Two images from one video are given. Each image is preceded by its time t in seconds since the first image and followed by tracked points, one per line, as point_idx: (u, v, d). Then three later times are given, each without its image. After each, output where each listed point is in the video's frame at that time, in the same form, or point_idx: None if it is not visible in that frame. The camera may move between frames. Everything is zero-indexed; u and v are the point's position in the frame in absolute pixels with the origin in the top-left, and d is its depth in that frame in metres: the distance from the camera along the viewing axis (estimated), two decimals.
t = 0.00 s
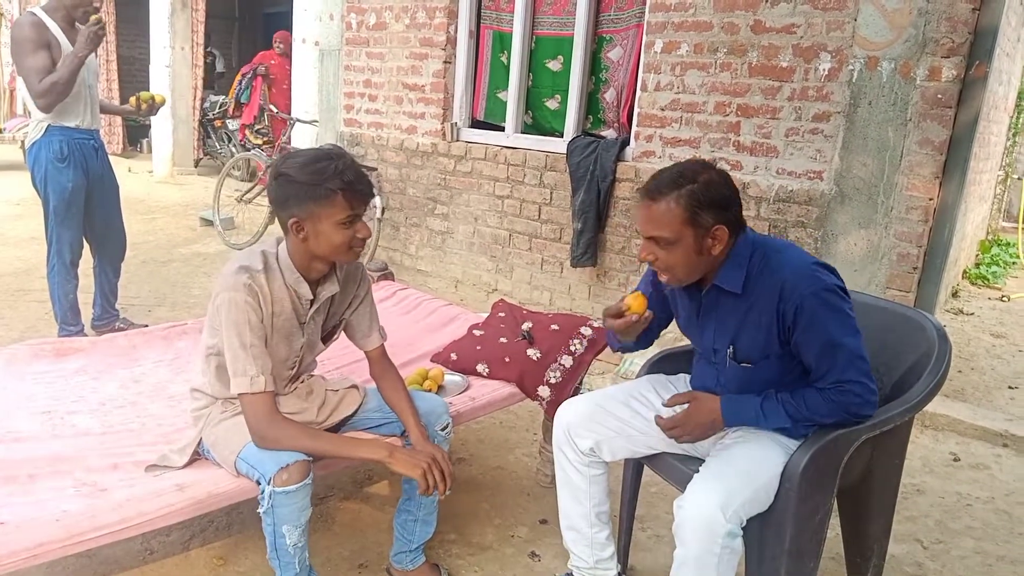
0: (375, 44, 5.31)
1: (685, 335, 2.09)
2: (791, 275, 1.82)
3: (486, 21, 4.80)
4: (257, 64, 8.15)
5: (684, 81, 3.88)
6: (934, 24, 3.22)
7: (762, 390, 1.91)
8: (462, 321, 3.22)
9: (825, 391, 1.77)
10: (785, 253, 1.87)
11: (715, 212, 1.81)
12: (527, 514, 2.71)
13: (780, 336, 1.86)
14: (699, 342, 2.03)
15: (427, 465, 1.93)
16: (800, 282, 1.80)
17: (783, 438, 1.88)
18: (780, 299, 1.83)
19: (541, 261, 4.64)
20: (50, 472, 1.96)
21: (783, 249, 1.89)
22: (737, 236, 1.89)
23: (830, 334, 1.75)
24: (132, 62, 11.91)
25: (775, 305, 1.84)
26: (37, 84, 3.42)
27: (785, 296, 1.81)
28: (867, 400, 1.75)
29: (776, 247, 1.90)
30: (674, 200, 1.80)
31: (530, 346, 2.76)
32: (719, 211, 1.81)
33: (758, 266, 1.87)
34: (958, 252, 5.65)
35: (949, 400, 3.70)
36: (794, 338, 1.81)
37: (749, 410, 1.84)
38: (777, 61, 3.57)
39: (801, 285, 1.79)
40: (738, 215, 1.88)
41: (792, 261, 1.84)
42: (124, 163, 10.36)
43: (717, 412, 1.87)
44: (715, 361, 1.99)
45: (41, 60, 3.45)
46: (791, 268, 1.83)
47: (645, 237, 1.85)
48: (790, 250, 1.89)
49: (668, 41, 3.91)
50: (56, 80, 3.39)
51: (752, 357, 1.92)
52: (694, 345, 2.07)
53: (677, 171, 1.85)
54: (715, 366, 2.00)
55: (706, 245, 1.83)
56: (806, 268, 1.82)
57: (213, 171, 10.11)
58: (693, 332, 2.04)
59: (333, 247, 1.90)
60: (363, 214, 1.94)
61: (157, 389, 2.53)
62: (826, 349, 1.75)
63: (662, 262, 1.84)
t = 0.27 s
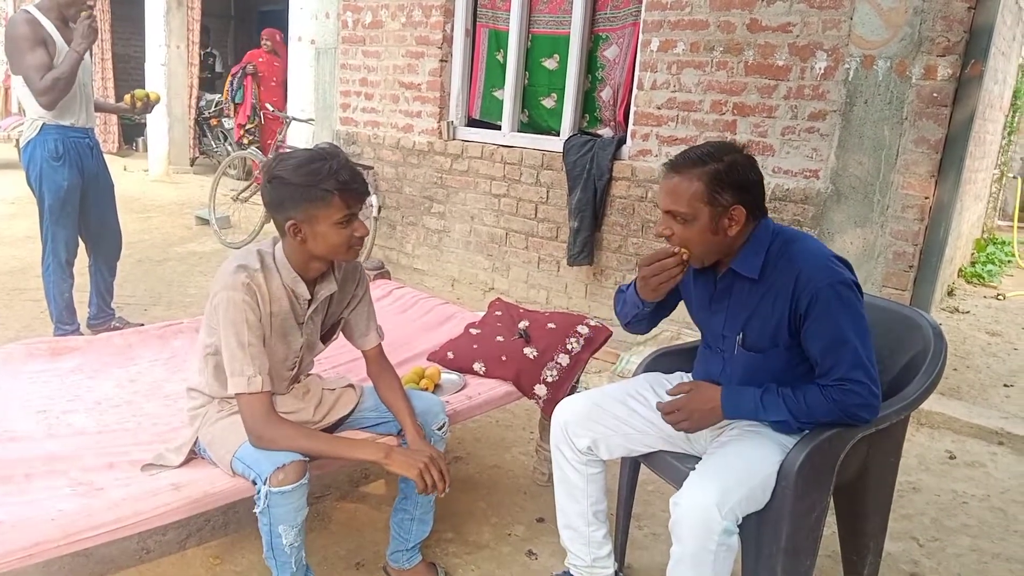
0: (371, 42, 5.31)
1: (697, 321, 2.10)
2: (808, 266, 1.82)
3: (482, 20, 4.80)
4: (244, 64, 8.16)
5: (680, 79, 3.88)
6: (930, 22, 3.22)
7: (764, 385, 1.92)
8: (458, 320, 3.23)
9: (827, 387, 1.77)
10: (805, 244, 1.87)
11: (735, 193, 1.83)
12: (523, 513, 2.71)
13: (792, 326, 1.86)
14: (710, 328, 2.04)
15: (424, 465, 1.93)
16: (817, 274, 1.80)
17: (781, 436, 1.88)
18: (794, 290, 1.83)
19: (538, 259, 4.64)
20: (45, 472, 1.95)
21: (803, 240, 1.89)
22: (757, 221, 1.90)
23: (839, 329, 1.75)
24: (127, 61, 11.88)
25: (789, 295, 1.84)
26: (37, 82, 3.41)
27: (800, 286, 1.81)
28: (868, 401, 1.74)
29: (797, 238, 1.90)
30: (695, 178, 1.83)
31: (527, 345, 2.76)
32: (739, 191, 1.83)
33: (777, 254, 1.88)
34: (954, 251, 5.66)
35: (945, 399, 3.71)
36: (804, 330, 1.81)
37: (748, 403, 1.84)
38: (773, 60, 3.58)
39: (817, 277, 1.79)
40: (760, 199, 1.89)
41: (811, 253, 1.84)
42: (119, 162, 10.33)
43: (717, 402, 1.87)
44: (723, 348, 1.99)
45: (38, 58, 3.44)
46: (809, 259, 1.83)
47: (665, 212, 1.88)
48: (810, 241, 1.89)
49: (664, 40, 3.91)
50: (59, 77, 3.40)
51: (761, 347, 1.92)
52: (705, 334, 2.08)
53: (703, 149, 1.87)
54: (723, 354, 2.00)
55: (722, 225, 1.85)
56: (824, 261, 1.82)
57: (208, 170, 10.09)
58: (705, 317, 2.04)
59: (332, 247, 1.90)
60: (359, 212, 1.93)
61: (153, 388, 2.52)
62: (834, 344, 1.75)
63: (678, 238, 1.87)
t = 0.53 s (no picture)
0: (371, 40, 5.30)
1: (704, 315, 2.09)
2: (821, 261, 1.82)
3: (482, 18, 4.80)
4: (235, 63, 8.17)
5: (680, 78, 3.88)
6: (930, 21, 3.21)
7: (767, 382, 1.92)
8: (457, 318, 3.23)
9: (831, 384, 1.77)
10: (819, 239, 1.87)
11: (757, 187, 1.83)
12: (523, 511, 2.71)
13: (801, 321, 1.85)
14: (717, 322, 2.03)
15: (423, 463, 1.93)
16: (829, 270, 1.80)
17: (781, 434, 1.88)
18: (806, 285, 1.83)
19: (537, 257, 4.64)
20: (45, 469, 1.95)
21: (817, 236, 1.89)
22: (775, 218, 1.90)
23: (848, 327, 1.75)
24: (127, 58, 11.86)
25: (801, 289, 1.84)
26: (34, 79, 3.41)
27: (812, 281, 1.81)
28: (870, 401, 1.74)
29: (812, 234, 1.90)
30: (718, 169, 1.83)
31: (526, 343, 2.76)
32: (761, 186, 1.83)
33: (792, 249, 1.87)
34: (953, 249, 5.66)
35: (944, 397, 3.71)
36: (813, 326, 1.81)
37: (749, 400, 1.84)
38: (773, 58, 3.58)
39: (830, 272, 1.79)
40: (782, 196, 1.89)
41: (825, 249, 1.84)
42: (119, 159, 10.33)
43: (718, 399, 1.87)
44: (729, 342, 1.99)
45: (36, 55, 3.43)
46: (823, 255, 1.83)
47: (683, 201, 1.88)
48: (824, 238, 1.89)
49: (664, 38, 3.91)
50: (54, 74, 3.39)
51: (769, 342, 1.91)
52: (710, 328, 2.07)
53: (728, 141, 1.87)
54: (728, 348, 2.00)
55: (740, 219, 1.85)
56: (838, 257, 1.82)
57: (208, 168, 10.08)
58: (713, 311, 2.04)
59: (333, 243, 1.90)
60: (359, 209, 1.93)
61: (153, 385, 2.52)
62: (842, 341, 1.75)
63: (694, 229, 1.87)
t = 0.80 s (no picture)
0: (371, 37, 5.29)
1: (705, 311, 2.09)
2: (823, 259, 1.82)
3: (481, 15, 4.79)
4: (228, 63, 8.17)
5: (680, 75, 3.88)
6: (930, 19, 3.21)
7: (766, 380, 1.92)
8: (456, 315, 3.22)
9: (830, 382, 1.77)
10: (822, 237, 1.87)
11: (764, 184, 1.83)
12: (521, 508, 2.71)
13: (802, 318, 1.85)
14: (717, 318, 2.03)
15: (420, 460, 1.92)
16: (831, 267, 1.80)
17: (779, 433, 1.88)
18: (808, 282, 1.83)
19: (536, 255, 4.64)
20: (43, 465, 1.95)
21: (820, 233, 1.89)
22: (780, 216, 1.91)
23: (848, 324, 1.75)
24: (126, 54, 11.85)
25: (802, 286, 1.84)
26: (27, 72, 3.40)
27: (813, 279, 1.82)
28: (868, 400, 1.74)
29: (815, 232, 1.90)
30: (727, 163, 1.83)
31: (525, 340, 2.76)
32: (769, 183, 1.83)
33: (795, 246, 1.87)
34: (952, 248, 5.67)
35: (942, 396, 3.72)
36: (813, 323, 1.81)
37: (749, 397, 1.84)
38: (773, 56, 3.57)
39: (831, 269, 1.79)
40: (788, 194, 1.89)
41: (828, 246, 1.84)
42: (118, 156, 10.31)
43: (717, 397, 1.87)
44: (729, 338, 1.99)
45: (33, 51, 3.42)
46: (825, 252, 1.83)
47: (690, 194, 1.88)
48: (827, 235, 1.89)
49: (664, 36, 3.90)
50: (49, 69, 3.38)
51: (769, 339, 1.91)
52: (710, 325, 2.07)
53: (738, 136, 1.87)
54: (728, 344, 2.00)
55: (747, 215, 1.85)
56: (840, 255, 1.82)
57: (207, 164, 10.07)
58: (714, 307, 2.04)
59: (331, 238, 1.90)
60: (357, 205, 1.93)
61: (151, 382, 2.52)
62: (842, 338, 1.75)
63: (700, 222, 1.87)
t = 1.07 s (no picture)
0: (368, 36, 5.28)
1: (701, 312, 2.09)
2: (818, 259, 1.82)
3: (477, 14, 4.79)
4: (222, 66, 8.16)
5: (677, 75, 3.88)
6: (927, 19, 3.21)
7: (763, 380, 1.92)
8: (454, 315, 3.22)
9: (826, 382, 1.77)
10: (816, 238, 1.88)
11: (760, 187, 1.84)
12: (519, 508, 2.71)
13: (798, 318, 1.86)
14: (713, 319, 2.03)
15: (415, 459, 1.92)
16: (826, 268, 1.80)
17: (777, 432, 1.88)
18: (803, 282, 1.83)
19: (534, 255, 4.64)
20: (41, 467, 1.95)
21: (814, 234, 1.90)
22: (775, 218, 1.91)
23: (843, 324, 1.75)
24: (123, 54, 11.83)
25: (798, 286, 1.84)
26: (23, 71, 3.39)
27: (808, 279, 1.82)
28: (865, 399, 1.74)
29: (809, 232, 1.90)
30: (724, 166, 1.82)
31: (523, 340, 2.76)
32: (765, 186, 1.84)
33: (789, 247, 1.88)
34: (949, 248, 5.68)
35: (940, 395, 3.72)
36: (809, 323, 1.81)
37: (746, 398, 1.84)
38: (770, 56, 3.57)
39: (826, 270, 1.80)
40: (783, 196, 1.89)
41: (822, 247, 1.85)
42: (115, 156, 10.29)
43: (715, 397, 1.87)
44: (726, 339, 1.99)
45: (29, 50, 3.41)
46: (820, 253, 1.83)
47: (686, 197, 1.88)
48: (821, 235, 1.90)
49: (661, 36, 3.90)
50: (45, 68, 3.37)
51: (765, 339, 1.91)
52: (706, 325, 2.07)
53: (734, 138, 1.87)
54: (724, 345, 2.00)
55: (742, 218, 1.85)
56: (834, 255, 1.82)
57: (204, 164, 10.05)
58: (709, 308, 2.04)
59: (324, 232, 1.89)
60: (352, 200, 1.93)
61: (149, 383, 2.51)
62: (837, 338, 1.76)
63: (696, 225, 1.87)
